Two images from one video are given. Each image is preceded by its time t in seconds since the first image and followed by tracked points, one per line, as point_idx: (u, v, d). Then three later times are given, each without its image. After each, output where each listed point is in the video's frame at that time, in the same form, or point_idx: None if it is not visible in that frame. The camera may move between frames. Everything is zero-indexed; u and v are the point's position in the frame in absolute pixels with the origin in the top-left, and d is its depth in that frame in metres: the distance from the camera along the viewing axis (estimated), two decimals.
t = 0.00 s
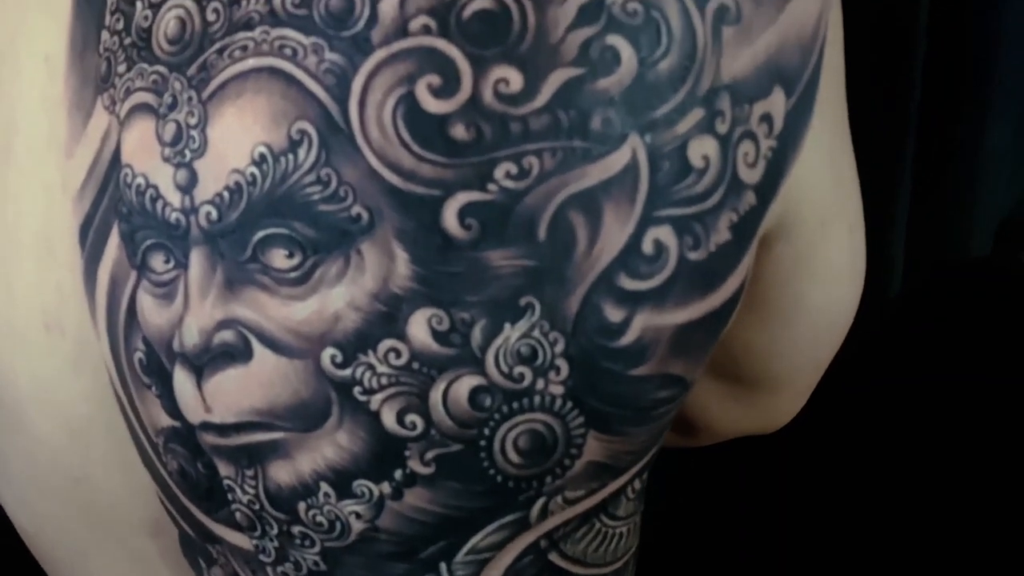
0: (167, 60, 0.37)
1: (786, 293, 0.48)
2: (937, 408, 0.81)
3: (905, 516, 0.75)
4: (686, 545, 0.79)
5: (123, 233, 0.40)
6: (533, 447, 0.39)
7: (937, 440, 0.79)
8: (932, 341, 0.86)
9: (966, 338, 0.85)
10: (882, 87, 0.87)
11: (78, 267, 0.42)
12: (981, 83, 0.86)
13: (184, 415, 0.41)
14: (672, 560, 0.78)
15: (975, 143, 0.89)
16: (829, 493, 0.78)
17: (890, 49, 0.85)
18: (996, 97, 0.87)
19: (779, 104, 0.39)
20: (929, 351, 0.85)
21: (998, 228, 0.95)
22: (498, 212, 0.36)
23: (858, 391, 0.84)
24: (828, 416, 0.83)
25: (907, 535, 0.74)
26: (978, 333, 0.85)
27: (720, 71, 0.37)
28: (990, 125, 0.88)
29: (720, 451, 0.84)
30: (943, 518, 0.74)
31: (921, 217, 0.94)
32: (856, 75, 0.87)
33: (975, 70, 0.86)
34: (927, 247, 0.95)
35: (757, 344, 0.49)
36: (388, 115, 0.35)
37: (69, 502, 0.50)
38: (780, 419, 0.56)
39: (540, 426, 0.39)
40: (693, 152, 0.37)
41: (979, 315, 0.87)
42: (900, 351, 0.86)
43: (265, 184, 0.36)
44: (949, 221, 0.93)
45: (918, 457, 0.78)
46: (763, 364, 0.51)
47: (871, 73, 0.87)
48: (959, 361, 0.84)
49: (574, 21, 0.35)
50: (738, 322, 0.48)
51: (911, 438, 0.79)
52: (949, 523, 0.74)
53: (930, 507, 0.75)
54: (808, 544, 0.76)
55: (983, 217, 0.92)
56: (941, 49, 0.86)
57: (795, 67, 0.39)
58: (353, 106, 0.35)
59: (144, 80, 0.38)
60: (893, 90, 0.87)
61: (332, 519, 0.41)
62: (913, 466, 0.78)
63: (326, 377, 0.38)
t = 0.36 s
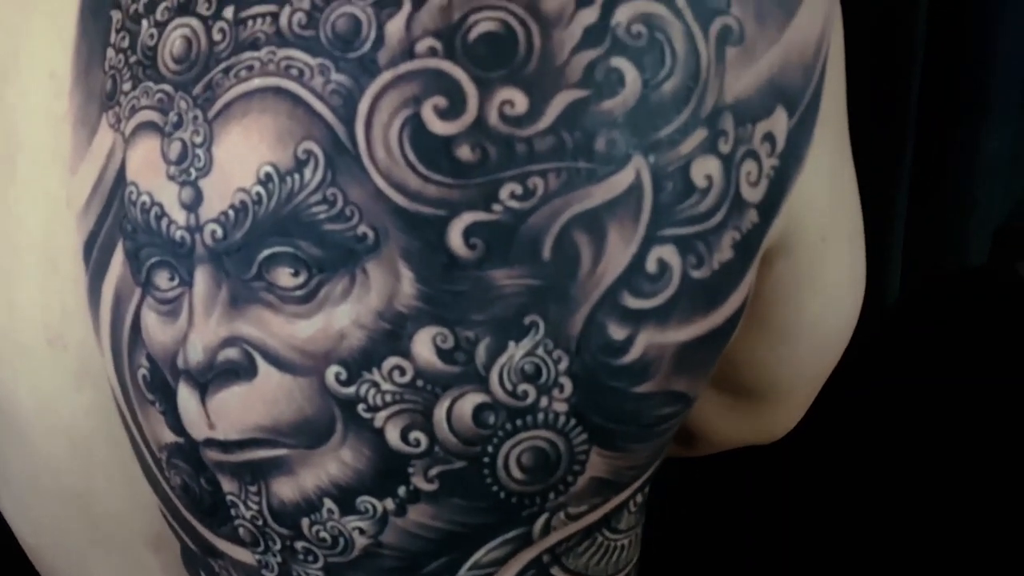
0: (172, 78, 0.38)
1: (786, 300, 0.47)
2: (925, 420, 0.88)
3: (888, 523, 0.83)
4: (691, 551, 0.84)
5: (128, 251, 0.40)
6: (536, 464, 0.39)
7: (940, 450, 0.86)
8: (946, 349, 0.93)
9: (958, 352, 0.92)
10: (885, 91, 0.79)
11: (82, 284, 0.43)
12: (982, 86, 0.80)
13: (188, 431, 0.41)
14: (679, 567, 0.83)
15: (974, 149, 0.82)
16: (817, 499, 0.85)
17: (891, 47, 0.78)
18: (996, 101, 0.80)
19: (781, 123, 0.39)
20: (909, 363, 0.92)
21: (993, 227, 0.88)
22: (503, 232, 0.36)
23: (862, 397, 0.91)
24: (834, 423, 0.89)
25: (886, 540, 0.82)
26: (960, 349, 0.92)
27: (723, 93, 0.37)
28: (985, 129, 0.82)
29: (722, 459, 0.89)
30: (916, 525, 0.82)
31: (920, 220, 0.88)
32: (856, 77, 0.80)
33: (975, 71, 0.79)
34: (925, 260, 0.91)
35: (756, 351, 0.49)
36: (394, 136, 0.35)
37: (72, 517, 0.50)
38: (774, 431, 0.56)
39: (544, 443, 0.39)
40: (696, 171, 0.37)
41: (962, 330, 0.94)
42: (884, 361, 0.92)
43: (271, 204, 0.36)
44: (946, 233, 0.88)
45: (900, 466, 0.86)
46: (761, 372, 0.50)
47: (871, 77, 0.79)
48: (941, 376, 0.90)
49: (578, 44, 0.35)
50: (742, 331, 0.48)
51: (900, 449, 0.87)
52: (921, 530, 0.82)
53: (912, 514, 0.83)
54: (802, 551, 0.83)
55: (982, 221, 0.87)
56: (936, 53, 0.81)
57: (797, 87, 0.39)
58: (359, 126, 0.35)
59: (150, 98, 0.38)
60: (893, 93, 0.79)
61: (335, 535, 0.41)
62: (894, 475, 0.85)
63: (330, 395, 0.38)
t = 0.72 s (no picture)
0: (178, 95, 0.38)
1: (787, 308, 0.47)
2: (927, 425, 0.89)
3: (888, 529, 0.85)
4: (695, 555, 0.86)
5: (133, 266, 0.40)
6: (540, 479, 0.40)
7: (943, 451, 0.87)
8: (943, 348, 0.92)
9: (958, 353, 0.92)
10: (884, 91, 0.78)
11: (87, 299, 0.43)
12: (982, 85, 0.77)
13: (192, 446, 0.41)
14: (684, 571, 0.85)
15: (974, 148, 0.80)
16: (819, 507, 0.87)
17: (889, 47, 0.76)
18: (995, 101, 0.78)
19: (784, 140, 0.39)
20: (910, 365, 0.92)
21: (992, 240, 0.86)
22: (508, 249, 0.36)
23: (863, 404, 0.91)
24: (835, 432, 0.90)
25: (886, 547, 0.84)
26: (961, 349, 0.92)
27: (727, 112, 0.37)
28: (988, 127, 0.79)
29: (725, 469, 0.90)
30: (916, 531, 0.84)
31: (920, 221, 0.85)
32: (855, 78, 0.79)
33: (974, 71, 0.77)
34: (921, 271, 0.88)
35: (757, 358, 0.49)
36: (400, 154, 0.35)
37: (76, 528, 0.50)
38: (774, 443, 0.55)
39: (547, 459, 0.39)
40: (700, 189, 0.37)
41: (963, 332, 0.93)
42: (886, 363, 0.92)
43: (277, 220, 0.36)
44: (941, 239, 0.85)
45: (901, 472, 0.87)
46: (763, 382, 0.50)
47: (871, 77, 0.78)
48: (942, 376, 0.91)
49: (583, 63, 0.35)
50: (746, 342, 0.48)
51: (901, 454, 0.88)
52: (921, 536, 0.84)
53: (912, 520, 0.85)
54: (804, 555, 0.85)
55: (982, 221, 0.84)
56: (940, 50, 0.78)
57: (800, 105, 0.39)
58: (366, 145, 0.35)
59: (156, 114, 0.38)
60: (892, 93, 0.78)
61: (338, 549, 0.41)
62: (895, 481, 0.87)
63: (334, 410, 0.38)
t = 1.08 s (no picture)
0: (184, 111, 0.38)
1: (793, 320, 0.47)
2: (930, 432, 0.89)
3: (893, 537, 0.85)
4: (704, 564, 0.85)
5: (139, 282, 0.40)
6: (544, 495, 0.40)
7: (947, 455, 0.88)
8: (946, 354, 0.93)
9: (962, 379, 0.91)
10: (885, 91, 0.77)
11: (92, 313, 0.43)
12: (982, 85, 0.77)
13: (196, 461, 0.41)
14: None
15: (974, 149, 0.80)
16: (823, 514, 0.87)
17: (889, 48, 0.76)
18: (995, 101, 0.78)
19: (789, 157, 0.39)
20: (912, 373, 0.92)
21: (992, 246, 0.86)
22: (514, 266, 0.36)
23: (865, 412, 0.91)
24: (839, 441, 0.90)
25: (890, 554, 0.84)
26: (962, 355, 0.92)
27: (732, 129, 0.37)
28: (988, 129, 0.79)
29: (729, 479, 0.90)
30: (919, 538, 0.85)
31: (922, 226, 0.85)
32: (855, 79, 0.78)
33: (975, 71, 0.77)
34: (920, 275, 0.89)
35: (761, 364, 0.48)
36: (406, 172, 0.36)
37: (79, 539, 0.50)
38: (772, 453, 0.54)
39: (552, 474, 0.39)
40: (705, 206, 0.37)
41: (964, 331, 0.94)
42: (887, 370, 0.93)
43: (283, 237, 0.36)
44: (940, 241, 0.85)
45: (905, 480, 0.87)
46: (769, 393, 0.50)
47: (871, 77, 0.78)
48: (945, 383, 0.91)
49: (589, 82, 0.35)
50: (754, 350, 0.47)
51: (914, 461, 0.88)
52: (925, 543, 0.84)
53: (916, 527, 0.85)
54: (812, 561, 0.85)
55: (980, 226, 0.84)
56: (940, 52, 0.78)
57: (805, 120, 0.39)
58: (372, 162, 0.36)
59: (161, 130, 0.39)
60: (893, 94, 0.77)
61: (342, 563, 0.41)
62: (899, 488, 0.87)
63: (339, 426, 0.38)
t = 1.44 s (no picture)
0: (189, 129, 0.38)
1: (798, 333, 0.47)
2: (934, 440, 0.89)
3: (907, 554, 0.84)
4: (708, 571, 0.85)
5: (144, 298, 0.40)
6: (549, 512, 0.40)
7: (951, 465, 0.88)
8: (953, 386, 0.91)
9: (968, 389, 0.91)
10: (884, 91, 0.78)
11: (97, 329, 0.43)
12: (982, 85, 0.76)
13: (201, 477, 0.41)
14: None
15: (974, 150, 0.79)
16: (828, 523, 0.87)
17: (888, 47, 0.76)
18: (996, 102, 0.77)
19: (793, 174, 0.39)
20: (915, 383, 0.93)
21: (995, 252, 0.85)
22: (519, 285, 0.36)
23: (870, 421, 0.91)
24: (846, 446, 0.90)
25: None
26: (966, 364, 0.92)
27: (737, 146, 0.37)
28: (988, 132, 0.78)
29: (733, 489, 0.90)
30: (925, 547, 0.84)
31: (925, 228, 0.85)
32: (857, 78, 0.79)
33: (975, 72, 0.76)
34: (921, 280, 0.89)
35: (769, 372, 0.48)
36: (413, 191, 0.36)
37: (83, 552, 0.50)
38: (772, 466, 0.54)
39: (557, 491, 0.39)
40: (710, 225, 0.37)
41: (971, 343, 0.93)
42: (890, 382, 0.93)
43: (288, 255, 0.36)
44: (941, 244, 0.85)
45: (909, 488, 0.87)
46: (775, 405, 0.49)
47: (871, 77, 0.78)
48: (948, 392, 0.91)
49: (594, 101, 0.35)
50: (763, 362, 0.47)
51: (918, 471, 0.88)
52: (931, 552, 0.84)
53: (926, 546, 0.84)
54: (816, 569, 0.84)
55: (981, 230, 0.83)
56: (940, 51, 0.77)
57: (809, 136, 0.39)
58: (378, 181, 0.36)
59: (167, 147, 0.39)
60: (892, 93, 0.77)
61: None
62: (903, 497, 0.87)
63: (344, 443, 0.38)
